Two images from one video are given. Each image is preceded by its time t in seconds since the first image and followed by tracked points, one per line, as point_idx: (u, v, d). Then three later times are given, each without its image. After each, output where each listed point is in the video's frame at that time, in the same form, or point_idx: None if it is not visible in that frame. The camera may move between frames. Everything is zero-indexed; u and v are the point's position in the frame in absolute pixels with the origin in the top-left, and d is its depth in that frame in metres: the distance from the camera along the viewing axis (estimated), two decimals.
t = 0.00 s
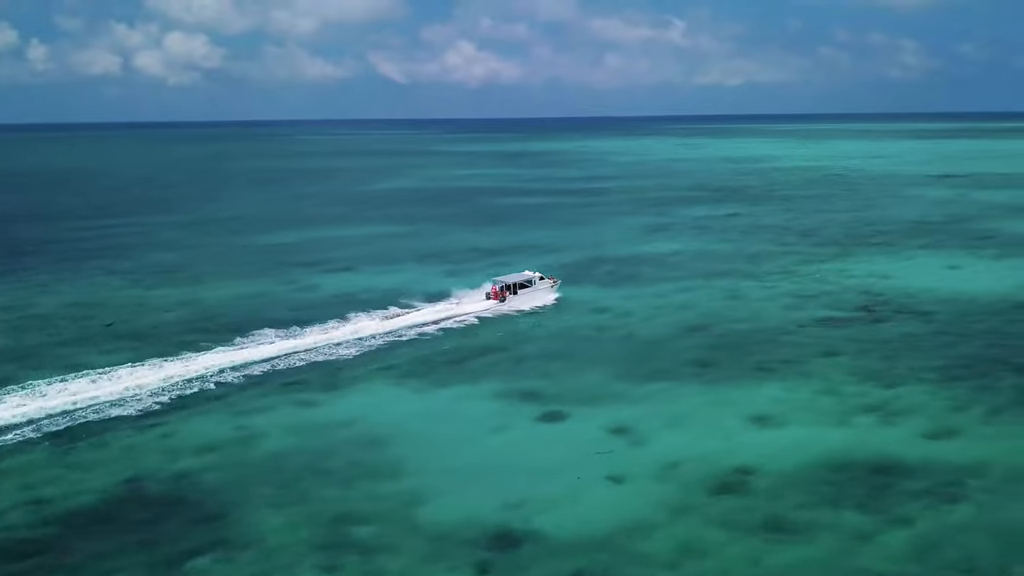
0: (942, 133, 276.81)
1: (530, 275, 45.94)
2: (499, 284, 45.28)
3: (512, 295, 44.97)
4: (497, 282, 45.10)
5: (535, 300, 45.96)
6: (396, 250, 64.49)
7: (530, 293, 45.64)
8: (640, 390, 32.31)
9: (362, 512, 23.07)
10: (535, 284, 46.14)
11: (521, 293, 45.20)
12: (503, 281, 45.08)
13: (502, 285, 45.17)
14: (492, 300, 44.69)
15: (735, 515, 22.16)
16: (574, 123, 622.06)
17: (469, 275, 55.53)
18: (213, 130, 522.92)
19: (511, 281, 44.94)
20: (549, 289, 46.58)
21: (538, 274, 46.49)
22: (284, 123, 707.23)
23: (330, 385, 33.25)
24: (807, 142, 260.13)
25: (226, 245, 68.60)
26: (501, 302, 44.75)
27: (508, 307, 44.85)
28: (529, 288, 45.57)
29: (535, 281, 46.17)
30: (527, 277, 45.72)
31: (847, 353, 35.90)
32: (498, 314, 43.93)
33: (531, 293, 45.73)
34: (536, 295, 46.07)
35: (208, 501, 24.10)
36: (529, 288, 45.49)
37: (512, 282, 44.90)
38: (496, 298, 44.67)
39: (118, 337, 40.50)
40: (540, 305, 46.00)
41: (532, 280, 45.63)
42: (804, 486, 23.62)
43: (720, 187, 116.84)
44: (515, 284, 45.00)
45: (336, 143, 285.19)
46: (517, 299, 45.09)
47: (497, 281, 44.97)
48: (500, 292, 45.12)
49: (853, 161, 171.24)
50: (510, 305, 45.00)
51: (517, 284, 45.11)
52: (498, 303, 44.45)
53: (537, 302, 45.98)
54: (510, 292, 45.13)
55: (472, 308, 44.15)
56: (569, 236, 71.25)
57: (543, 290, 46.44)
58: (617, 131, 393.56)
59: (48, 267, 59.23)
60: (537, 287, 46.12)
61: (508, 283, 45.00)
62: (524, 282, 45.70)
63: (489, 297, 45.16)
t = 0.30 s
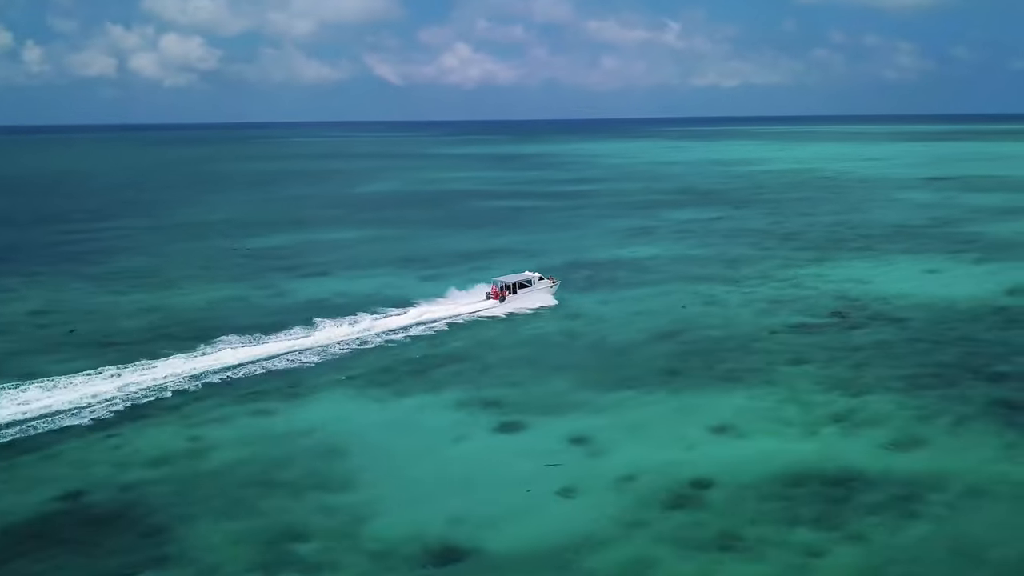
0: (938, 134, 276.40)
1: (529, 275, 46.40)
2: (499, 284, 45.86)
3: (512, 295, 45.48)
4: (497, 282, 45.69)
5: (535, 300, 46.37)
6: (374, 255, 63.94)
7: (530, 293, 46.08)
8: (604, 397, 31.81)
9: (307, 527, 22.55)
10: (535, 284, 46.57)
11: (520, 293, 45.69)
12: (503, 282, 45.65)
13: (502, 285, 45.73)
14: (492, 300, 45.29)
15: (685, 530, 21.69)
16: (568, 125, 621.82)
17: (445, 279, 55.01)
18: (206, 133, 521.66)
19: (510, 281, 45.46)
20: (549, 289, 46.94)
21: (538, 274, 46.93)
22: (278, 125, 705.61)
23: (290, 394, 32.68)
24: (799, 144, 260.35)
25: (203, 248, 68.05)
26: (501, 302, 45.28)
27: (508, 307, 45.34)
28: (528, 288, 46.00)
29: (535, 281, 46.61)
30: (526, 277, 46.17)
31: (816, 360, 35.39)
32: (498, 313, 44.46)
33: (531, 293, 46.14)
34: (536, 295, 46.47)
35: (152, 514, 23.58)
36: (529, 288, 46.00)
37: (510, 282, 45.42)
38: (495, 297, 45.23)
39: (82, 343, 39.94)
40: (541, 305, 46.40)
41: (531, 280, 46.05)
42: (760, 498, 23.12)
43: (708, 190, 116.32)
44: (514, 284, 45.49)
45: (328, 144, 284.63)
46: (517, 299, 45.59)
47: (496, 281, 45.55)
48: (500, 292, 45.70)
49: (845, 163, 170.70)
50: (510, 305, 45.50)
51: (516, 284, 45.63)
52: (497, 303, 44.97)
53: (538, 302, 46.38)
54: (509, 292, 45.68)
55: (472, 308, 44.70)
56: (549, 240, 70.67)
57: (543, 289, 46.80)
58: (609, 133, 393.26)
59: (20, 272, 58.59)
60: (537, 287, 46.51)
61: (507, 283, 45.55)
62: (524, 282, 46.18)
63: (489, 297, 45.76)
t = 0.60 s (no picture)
0: (929, 138, 276.22)
1: (528, 276, 47.16)
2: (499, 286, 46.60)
3: (512, 296, 46.18)
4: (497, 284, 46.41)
5: (534, 300, 47.14)
6: (348, 261, 63.24)
7: (529, 294, 46.83)
8: (562, 408, 31.29)
9: (241, 543, 22.00)
10: (533, 285, 47.31)
11: (520, 294, 46.42)
12: (503, 283, 46.37)
13: (501, 286, 46.45)
14: (493, 301, 46.02)
15: (625, 548, 21.19)
16: (563, 128, 621.23)
17: (417, 285, 54.43)
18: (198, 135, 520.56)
19: (509, 283, 46.20)
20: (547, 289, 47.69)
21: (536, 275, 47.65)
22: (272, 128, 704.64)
23: (242, 405, 32.11)
24: (792, 148, 259.92)
25: (175, 253, 67.25)
26: (501, 303, 45.99)
27: (508, 308, 46.06)
28: (527, 289, 46.74)
29: (533, 282, 47.37)
30: (526, 279, 46.94)
31: (781, 369, 34.82)
32: (498, 314, 45.24)
33: (530, 294, 46.88)
34: (535, 295, 47.21)
35: (85, 529, 23.01)
36: (529, 289, 46.82)
37: (510, 284, 46.16)
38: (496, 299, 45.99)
39: (39, 352, 39.30)
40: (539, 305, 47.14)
41: (531, 281, 46.80)
42: (706, 513, 22.55)
43: (694, 193, 115.66)
44: (513, 285, 46.23)
45: (319, 147, 283.56)
46: (517, 300, 46.30)
47: (496, 283, 46.25)
48: (500, 293, 46.40)
49: (834, 165, 169.99)
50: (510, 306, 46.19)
51: (516, 286, 46.39)
52: (498, 304, 45.72)
53: (536, 302, 47.14)
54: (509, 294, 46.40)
55: (473, 307, 45.48)
56: (527, 245, 69.98)
57: (541, 290, 47.62)
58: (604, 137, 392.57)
59: None
60: (536, 288, 47.30)
61: (507, 285, 46.30)
62: (523, 283, 46.93)
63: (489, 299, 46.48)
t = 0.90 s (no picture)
0: (923, 141, 276.28)
1: (528, 277, 47.90)
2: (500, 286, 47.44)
3: (512, 297, 46.96)
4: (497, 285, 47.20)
5: (534, 301, 47.86)
6: (326, 265, 62.65)
7: (529, 295, 47.56)
8: (524, 416, 30.82)
9: (181, 559, 21.54)
10: (533, 286, 48.03)
11: (520, 295, 47.20)
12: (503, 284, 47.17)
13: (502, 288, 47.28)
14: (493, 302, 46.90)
15: (571, 563, 20.76)
16: (556, 130, 620.67)
17: (392, 290, 53.90)
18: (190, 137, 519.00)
19: (509, 284, 46.98)
20: (547, 290, 48.35)
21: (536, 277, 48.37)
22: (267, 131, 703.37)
23: (200, 412, 31.59)
24: (785, 150, 259.82)
25: (151, 258, 66.58)
26: (502, 304, 46.79)
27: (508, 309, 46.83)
28: (527, 289, 47.47)
29: (533, 283, 48.08)
30: (526, 280, 47.67)
31: (749, 376, 34.37)
32: (470, 320, 44.71)
33: (530, 295, 47.62)
34: (535, 296, 47.95)
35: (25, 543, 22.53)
36: (528, 290, 47.57)
37: (509, 285, 46.94)
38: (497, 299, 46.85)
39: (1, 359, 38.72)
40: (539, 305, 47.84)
41: (531, 282, 47.53)
42: (656, 527, 22.10)
43: (682, 196, 115.15)
44: (513, 286, 47.00)
45: (310, 150, 282.52)
46: (517, 300, 47.07)
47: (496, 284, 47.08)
48: (501, 294, 47.24)
49: (825, 168, 169.43)
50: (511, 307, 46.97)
51: (516, 287, 47.16)
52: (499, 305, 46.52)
53: (537, 303, 47.84)
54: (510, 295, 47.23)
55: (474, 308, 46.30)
56: (508, 249, 69.49)
57: (542, 291, 48.29)
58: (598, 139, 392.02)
59: None
60: (536, 289, 48.02)
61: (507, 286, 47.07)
62: (523, 284, 47.69)
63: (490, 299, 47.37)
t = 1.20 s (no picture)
0: (916, 143, 276.49)
1: (529, 277, 48.01)
2: (500, 287, 47.59)
3: (512, 297, 47.09)
4: (498, 284, 47.38)
5: (534, 302, 47.95)
6: (302, 269, 62.00)
7: (530, 295, 47.65)
8: (485, 425, 30.28)
9: None
10: (534, 286, 48.11)
11: (520, 295, 47.31)
12: (504, 285, 47.33)
13: (503, 287, 47.43)
14: (494, 301, 47.09)
15: None
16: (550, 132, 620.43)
17: (366, 294, 53.30)
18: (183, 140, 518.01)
19: (510, 284, 47.12)
20: (547, 291, 48.33)
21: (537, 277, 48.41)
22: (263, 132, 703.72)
23: (156, 422, 31.05)
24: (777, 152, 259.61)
25: (126, 262, 65.89)
26: (501, 304, 46.94)
27: (507, 308, 47.00)
28: (528, 290, 47.56)
29: (534, 283, 48.12)
30: (527, 280, 47.78)
31: (716, 384, 33.83)
32: (442, 324, 44.13)
33: (531, 295, 47.71)
34: (536, 297, 48.04)
35: None
36: (528, 290, 47.53)
37: (510, 285, 47.09)
38: (497, 299, 47.02)
39: None
40: (539, 306, 47.92)
41: (531, 283, 47.60)
42: (604, 542, 21.69)
43: (669, 199, 114.63)
44: (513, 286, 47.11)
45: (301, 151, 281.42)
46: (517, 301, 47.18)
47: (497, 284, 47.24)
48: (501, 294, 47.39)
49: (816, 171, 169.11)
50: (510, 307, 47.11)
51: (516, 287, 47.29)
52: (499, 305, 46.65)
53: (537, 304, 47.94)
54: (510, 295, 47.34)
55: (474, 308, 46.50)
56: (487, 253, 68.93)
57: (542, 291, 48.31)
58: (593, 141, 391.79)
59: None
60: (537, 289, 48.12)
61: (507, 286, 47.23)
62: (524, 284, 47.82)
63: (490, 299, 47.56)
